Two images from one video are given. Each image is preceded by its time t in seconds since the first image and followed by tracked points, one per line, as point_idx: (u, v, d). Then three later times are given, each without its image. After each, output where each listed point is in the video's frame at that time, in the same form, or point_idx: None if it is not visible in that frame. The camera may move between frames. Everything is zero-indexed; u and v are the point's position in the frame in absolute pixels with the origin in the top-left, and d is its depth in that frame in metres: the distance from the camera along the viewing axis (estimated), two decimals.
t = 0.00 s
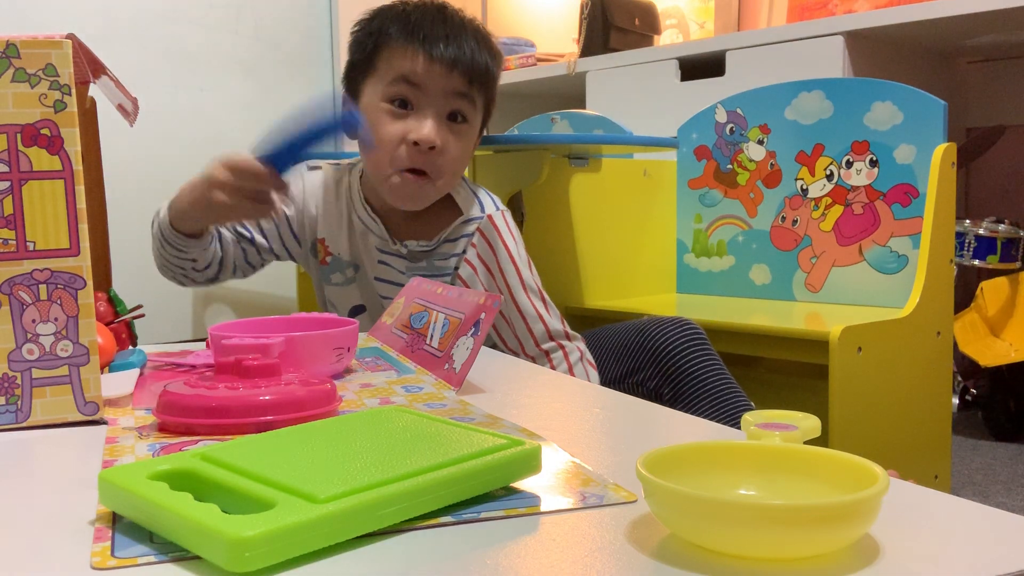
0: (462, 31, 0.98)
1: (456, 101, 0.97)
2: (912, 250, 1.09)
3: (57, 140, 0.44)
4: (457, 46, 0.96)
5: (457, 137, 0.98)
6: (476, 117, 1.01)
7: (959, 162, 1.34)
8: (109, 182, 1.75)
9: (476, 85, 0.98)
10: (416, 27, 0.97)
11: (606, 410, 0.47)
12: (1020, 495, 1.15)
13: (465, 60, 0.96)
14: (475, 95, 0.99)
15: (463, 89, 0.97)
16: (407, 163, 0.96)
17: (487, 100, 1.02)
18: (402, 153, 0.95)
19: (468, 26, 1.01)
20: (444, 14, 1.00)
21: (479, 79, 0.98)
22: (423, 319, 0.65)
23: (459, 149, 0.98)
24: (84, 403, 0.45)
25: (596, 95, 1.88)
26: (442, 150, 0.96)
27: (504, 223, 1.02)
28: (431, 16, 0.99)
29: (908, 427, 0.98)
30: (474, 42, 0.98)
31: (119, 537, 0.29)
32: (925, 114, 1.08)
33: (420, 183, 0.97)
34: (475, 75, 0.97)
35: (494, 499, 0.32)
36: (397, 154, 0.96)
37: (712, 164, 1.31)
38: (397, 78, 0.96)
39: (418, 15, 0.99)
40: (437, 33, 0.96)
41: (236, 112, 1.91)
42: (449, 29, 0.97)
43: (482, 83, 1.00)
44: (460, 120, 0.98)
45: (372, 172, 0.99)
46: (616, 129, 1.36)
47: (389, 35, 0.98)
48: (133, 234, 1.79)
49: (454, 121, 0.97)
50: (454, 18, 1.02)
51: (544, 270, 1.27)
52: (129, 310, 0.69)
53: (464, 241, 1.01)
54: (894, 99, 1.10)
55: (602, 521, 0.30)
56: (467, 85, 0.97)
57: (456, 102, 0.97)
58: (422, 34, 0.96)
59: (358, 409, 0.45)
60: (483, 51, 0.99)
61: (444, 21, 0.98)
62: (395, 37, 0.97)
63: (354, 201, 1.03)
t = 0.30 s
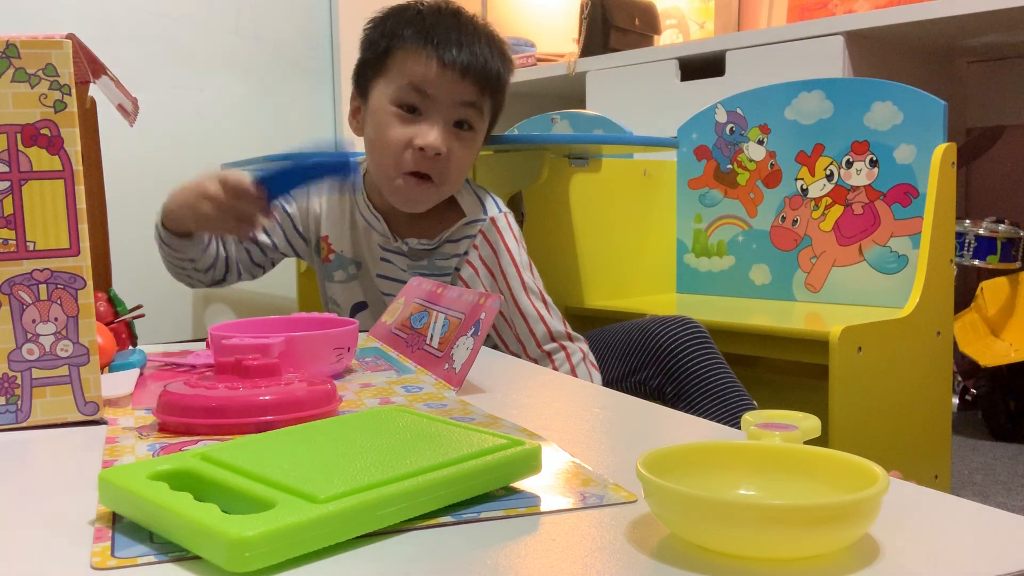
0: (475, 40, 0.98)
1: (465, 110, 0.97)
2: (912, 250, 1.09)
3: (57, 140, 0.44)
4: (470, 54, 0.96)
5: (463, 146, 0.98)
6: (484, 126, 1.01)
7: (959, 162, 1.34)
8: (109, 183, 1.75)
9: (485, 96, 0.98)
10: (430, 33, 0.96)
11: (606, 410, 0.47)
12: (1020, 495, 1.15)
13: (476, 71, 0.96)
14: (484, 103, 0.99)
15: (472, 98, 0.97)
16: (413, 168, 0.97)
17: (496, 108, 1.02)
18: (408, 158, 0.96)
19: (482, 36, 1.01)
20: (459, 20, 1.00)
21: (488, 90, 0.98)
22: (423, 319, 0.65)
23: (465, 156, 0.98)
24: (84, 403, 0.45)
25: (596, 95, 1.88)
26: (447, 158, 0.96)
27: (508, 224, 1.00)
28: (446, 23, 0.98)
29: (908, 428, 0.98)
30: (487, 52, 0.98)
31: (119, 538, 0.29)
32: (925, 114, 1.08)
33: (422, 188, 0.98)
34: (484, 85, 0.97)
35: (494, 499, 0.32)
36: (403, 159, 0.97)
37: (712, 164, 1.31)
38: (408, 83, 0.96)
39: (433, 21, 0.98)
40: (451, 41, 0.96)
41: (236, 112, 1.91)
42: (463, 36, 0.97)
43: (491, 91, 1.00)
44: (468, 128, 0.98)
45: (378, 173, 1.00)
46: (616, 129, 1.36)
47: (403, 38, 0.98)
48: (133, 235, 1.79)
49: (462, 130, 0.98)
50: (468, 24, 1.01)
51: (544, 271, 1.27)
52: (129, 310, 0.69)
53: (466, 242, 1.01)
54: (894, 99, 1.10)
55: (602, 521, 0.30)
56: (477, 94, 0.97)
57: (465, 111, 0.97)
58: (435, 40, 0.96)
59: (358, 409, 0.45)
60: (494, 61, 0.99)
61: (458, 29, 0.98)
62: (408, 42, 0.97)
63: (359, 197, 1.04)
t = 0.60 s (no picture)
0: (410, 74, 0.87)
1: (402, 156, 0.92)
2: (912, 250, 1.09)
3: (57, 140, 0.44)
4: (397, 109, 0.87)
5: (408, 177, 0.96)
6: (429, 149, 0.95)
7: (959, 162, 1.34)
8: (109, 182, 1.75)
9: (423, 132, 0.91)
10: (351, 89, 0.87)
11: (606, 410, 0.47)
12: (1020, 495, 1.15)
13: (406, 121, 0.88)
14: (429, 131, 0.91)
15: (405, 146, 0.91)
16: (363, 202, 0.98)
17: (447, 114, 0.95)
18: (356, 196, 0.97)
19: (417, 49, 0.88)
20: (385, 46, 0.87)
21: (424, 128, 0.91)
22: (423, 319, 0.65)
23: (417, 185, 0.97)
24: (84, 403, 0.45)
25: (596, 95, 1.88)
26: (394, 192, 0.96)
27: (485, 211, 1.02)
28: (369, 60, 0.86)
29: (907, 428, 0.98)
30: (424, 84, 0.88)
31: (119, 537, 0.29)
32: (925, 114, 1.08)
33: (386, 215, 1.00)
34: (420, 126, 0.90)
35: (494, 499, 0.32)
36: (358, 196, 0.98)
37: (712, 164, 1.31)
38: (336, 138, 0.91)
39: (355, 60, 0.87)
40: (369, 90, 0.86)
41: (236, 112, 1.91)
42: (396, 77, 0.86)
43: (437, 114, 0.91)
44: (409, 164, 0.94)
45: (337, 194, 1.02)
46: (616, 129, 1.36)
47: (330, 87, 0.88)
48: (133, 235, 1.79)
49: (403, 168, 0.94)
50: (397, 31, 0.89)
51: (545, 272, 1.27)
52: (129, 310, 0.69)
53: (441, 228, 1.01)
54: (894, 99, 1.10)
55: (602, 521, 0.30)
56: (411, 140, 0.90)
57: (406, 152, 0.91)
58: (355, 102, 0.86)
59: (358, 409, 0.45)
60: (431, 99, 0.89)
61: (384, 69, 0.86)
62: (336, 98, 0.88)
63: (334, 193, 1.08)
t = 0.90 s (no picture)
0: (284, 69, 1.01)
1: (305, 140, 1.04)
2: (912, 250, 1.09)
3: (57, 140, 0.44)
4: (280, 98, 1.00)
5: (322, 160, 1.07)
6: (331, 128, 1.07)
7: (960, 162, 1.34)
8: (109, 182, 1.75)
9: (314, 113, 1.03)
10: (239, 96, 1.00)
11: (606, 410, 0.47)
12: (1020, 495, 1.14)
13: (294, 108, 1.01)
14: (320, 113, 1.04)
15: (302, 128, 1.03)
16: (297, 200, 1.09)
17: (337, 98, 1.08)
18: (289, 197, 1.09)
19: (286, 48, 1.03)
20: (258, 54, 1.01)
21: (313, 110, 1.03)
22: (423, 319, 0.65)
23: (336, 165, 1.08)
24: (84, 403, 0.45)
25: (596, 95, 1.88)
26: (316, 180, 1.07)
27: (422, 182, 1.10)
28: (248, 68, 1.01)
29: (907, 428, 0.98)
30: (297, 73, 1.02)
31: (119, 538, 0.29)
32: (924, 114, 1.08)
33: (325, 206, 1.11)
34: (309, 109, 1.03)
35: (495, 499, 0.32)
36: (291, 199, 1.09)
37: (712, 164, 1.31)
38: (248, 146, 1.04)
39: (237, 72, 1.01)
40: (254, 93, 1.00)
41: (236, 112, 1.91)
42: (270, 75, 1.00)
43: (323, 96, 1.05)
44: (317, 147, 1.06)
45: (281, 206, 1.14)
46: (616, 129, 1.36)
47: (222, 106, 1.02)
48: (133, 234, 1.79)
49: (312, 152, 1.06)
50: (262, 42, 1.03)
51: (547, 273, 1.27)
52: (129, 310, 0.69)
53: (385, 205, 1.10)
54: (894, 99, 1.10)
55: (602, 522, 0.30)
56: (305, 123, 1.03)
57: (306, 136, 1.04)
58: (246, 107, 1.00)
59: (358, 409, 0.45)
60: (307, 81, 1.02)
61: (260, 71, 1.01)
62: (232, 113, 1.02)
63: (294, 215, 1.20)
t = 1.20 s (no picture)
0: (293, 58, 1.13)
1: (312, 121, 1.14)
2: (912, 250, 1.09)
3: (57, 140, 0.44)
4: (283, 82, 1.11)
5: (331, 140, 1.16)
6: (337, 111, 1.16)
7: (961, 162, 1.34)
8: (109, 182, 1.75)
9: (317, 95, 1.14)
10: (249, 88, 1.13)
11: (606, 410, 0.47)
12: (1019, 495, 1.14)
13: (297, 90, 1.12)
14: (323, 96, 1.14)
15: (306, 109, 1.13)
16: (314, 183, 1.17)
17: (341, 87, 1.18)
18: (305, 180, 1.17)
19: (296, 44, 1.16)
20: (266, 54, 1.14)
21: (314, 91, 1.13)
22: (423, 318, 0.65)
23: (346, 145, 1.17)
24: (84, 403, 0.45)
25: (595, 95, 1.88)
26: (327, 159, 1.16)
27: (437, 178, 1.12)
28: (256, 66, 1.13)
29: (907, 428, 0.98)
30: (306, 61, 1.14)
31: (119, 538, 0.29)
32: (924, 113, 1.08)
33: (340, 185, 1.19)
34: (311, 90, 1.13)
35: (494, 499, 0.32)
36: (309, 185, 1.18)
37: (712, 164, 1.31)
38: (263, 135, 1.14)
39: (248, 71, 1.14)
40: (260, 83, 1.12)
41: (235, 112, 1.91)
42: (282, 64, 1.12)
43: (330, 83, 1.16)
44: (324, 127, 1.15)
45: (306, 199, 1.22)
46: (616, 129, 1.36)
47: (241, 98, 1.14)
48: (133, 234, 1.79)
49: (320, 132, 1.15)
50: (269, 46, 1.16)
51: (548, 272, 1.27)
52: (129, 310, 0.69)
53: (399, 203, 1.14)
54: (893, 99, 1.10)
55: (602, 521, 0.30)
56: (308, 103, 1.13)
57: (316, 116, 1.14)
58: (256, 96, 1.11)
59: (358, 409, 0.45)
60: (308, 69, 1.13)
61: (266, 65, 1.13)
62: (247, 108, 1.14)
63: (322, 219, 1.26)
